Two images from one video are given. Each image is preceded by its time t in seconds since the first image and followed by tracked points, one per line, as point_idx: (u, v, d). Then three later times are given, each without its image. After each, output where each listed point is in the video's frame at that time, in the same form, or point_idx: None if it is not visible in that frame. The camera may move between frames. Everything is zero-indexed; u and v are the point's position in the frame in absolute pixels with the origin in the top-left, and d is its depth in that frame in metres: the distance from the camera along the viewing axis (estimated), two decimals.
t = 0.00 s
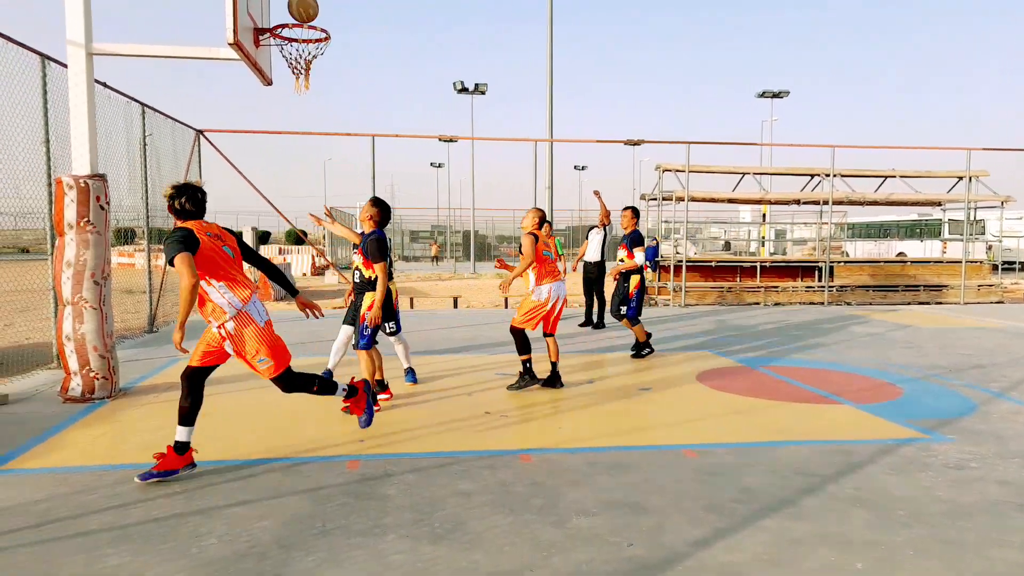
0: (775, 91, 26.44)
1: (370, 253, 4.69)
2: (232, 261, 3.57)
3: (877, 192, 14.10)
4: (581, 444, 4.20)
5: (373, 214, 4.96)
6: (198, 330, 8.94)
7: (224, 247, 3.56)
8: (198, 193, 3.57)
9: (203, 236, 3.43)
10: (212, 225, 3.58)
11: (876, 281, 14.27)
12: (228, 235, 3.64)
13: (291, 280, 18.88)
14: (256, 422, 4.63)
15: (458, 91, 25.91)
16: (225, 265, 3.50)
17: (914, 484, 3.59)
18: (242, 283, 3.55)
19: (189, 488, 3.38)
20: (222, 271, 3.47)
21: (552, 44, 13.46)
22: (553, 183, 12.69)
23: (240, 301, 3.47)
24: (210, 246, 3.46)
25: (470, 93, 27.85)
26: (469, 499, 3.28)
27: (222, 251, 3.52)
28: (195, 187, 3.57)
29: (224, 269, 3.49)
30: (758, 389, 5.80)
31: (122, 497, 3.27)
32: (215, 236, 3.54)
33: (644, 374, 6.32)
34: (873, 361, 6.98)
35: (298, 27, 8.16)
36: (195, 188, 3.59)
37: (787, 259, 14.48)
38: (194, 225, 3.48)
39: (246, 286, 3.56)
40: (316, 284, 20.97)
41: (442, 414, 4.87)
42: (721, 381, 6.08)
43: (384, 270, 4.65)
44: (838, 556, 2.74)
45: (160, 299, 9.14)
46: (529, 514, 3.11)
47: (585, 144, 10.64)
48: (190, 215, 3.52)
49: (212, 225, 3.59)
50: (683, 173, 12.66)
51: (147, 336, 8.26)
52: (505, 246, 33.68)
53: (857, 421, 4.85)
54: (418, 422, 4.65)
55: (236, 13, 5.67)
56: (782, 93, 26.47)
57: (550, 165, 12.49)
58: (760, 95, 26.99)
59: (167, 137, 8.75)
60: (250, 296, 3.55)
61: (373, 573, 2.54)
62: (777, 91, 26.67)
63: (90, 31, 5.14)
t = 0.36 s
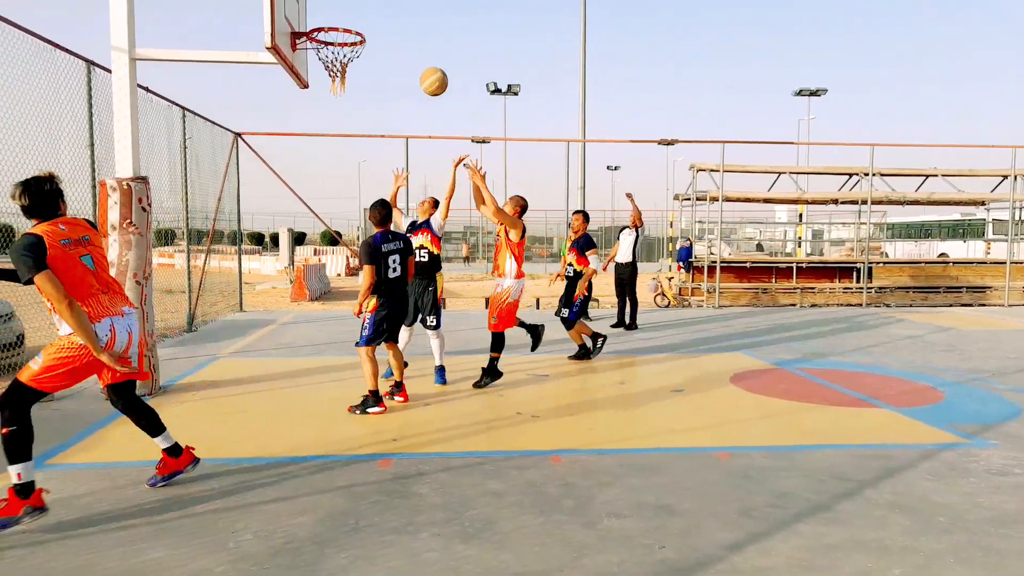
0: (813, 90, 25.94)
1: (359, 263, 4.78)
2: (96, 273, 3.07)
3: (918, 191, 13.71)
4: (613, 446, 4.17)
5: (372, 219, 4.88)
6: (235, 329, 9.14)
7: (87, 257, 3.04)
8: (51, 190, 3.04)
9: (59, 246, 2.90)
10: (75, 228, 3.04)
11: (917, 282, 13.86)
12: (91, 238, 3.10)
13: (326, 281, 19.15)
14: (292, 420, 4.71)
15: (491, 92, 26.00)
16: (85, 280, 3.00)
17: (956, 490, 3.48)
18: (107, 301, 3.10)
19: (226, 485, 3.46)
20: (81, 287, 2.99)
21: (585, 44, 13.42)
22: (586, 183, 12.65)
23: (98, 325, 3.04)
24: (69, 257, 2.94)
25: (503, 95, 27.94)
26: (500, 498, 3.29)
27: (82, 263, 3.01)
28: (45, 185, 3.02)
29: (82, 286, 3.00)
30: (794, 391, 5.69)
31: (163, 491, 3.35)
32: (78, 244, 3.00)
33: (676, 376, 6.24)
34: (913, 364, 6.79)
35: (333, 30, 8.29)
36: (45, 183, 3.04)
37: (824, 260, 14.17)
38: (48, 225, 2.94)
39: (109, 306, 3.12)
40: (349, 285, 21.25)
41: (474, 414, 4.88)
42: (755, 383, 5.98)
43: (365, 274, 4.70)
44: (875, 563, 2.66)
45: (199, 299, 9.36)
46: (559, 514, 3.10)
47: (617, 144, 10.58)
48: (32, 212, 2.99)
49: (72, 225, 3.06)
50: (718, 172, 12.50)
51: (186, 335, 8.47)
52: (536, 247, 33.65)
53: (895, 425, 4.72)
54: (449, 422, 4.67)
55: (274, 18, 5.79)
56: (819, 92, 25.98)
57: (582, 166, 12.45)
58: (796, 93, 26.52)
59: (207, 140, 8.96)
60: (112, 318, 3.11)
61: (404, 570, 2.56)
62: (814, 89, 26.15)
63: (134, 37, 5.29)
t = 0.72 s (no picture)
0: (834, 89, 25.66)
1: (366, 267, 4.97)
2: None
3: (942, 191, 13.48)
4: (631, 447, 4.15)
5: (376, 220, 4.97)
6: (255, 328, 9.23)
7: None
8: None
9: None
10: None
11: (940, 283, 13.62)
12: None
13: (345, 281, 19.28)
14: (311, 418, 4.75)
15: (508, 93, 26.00)
16: None
17: (980, 493, 3.42)
18: None
19: (245, 482, 3.50)
20: None
21: (603, 43, 13.37)
22: (603, 184, 12.60)
23: None
24: None
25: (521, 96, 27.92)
26: (516, 498, 3.29)
27: None
28: None
29: None
30: (813, 393, 5.62)
31: (184, 489, 3.40)
32: None
33: (694, 377, 6.20)
34: (935, 366, 6.68)
35: (352, 32, 8.34)
36: None
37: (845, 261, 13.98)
38: None
39: None
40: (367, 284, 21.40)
41: (491, 414, 4.88)
42: (774, 384, 5.92)
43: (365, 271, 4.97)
44: (896, 566, 2.63)
45: (220, 298, 9.47)
46: (576, 515, 3.10)
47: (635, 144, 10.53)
48: None
49: None
50: (737, 172, 12.39)
51: (207, 334, 8.57)
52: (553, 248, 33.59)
53: (917, 427, 4.65)
54: (466, 421, 4.68)
55: (294, 19, 5.84)
56: (840, 91, 25.70)
57: (600, 166, 12.41)
58: (817, 92, 26.25)
59: (228, 141, 9.07)
60: None
61: (419, 569, 2.57)
62: (836, 89, 25.83)
63: (156, 39, 5.36)
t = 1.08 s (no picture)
0: (849, 88, 25.43)
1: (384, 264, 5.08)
2: None
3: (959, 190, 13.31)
4: (643, 448, 4.14)
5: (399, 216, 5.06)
6: (269, 328, 9.30)
7: None
8: None
9: None
10: None
11: (957, 283, 13.44)
12: None
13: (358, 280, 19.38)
14: (324, 418, 4.78)
15: (522, 93, 26.00)
16: None
17: (997, 496, 3.37)
18: None
19: (259, 481, 3.52)
20: None
21: (616, 43, 13.34)
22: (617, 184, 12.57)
23: None
24: None
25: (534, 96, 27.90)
26: (528, 498, 3.29)
27: None
28: None
29: None
30: (827, 394, 5.57)
31: (199, 487, 3.44)
32: None
33: (708, 378, 6.18)
34: (953, 368, 6.60)
35: (366, 33, 8.38)
36: None
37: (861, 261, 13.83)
38: None
39: None
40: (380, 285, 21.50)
41: (503, 415, 4.88)
42: (788, 386, 5.87)
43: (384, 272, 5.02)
44: (912, 570, 2.60)
45: (234, 298, 9.55)
46: (588, 515, 3.09)
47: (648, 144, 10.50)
48: None
49: None
50: (752, 172, 12.31)
51: (221, 334, 8.65)
52: (566, 248, 33.55)
53: (933, 429, 4.59)
54: (478, 422, 4.68)
55: (308, 21, 5.88)
56: (856, 89, 25.47)
57: (613, 166, 12.37)
58: (831, 90, 26.04)
59: (242, 142, 9.15)
60: None
61: (431, 568, 2.58)
62: (851, 88, 25.59)
63: (172, 42, 5.42)
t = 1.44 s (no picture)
0: (860, 88, 25.27)
1: (389, 266, 5.16)
2: (60, 275, 2.70)
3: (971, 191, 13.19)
4: (650, 449, 4.13)
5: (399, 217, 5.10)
6: (279, 328, 9.34)
7: (63, 255, 2.71)
8: (96, 188, 2.80)
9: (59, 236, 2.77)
10: (81, 225, 2.74)
11: (969, 285, 13.33)
12: (84, 240, 2.68)
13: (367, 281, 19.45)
14: (332, 418, 4.80)
15: (531, 94, 25.99)
16: (51, 279, 2.73)
17: (1009, 499, 3.34)
18: (49, 308, 2.70)
19: (268, 481, 3.54)
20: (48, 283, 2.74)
21: (625, 43, 13.31)
22: (625, 184, 12.54)
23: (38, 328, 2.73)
24: (55, 249, 2.75)
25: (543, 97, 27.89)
26: (536, 499, 3.29)
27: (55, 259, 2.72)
28: (95, 178, 2.80)
29: (51, 283, 2.74)
30: (836, 396, 5.54)
31: (209, 486, 3.46)
32: (68, 240, 2.73)
33: (716, 379, 6.15)
34: (965, 369, 6.55)
35: (375, 34, 8.41)
36: (100, 178, 2.82)
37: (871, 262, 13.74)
38: (75, 216, 2.82)
39: (53, 313, 2.69)
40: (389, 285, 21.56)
41: (510, 415, 4.88)
42: (797, 387, 5.85)
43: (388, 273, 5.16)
44: (922, 573, 2.58)
45: (244, 298, 9.61)
46: (596, 516, 3.09)
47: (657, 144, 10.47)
48: (90, 201, 2.81)
49: (95, 223, 2.74)
50: (761, 172, 12.25)
51: (231, 334, 8.70)
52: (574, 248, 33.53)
53: (943, 431, 4.55)
54: (486, 422, 4.69)
55: (317, 22, 5.91)
56: (867, 89, 25.30)
57: (622, 166, 12.35)
58: (842, 90, 25.86)
59: (252, 143, 9.20)
60: (48, 328, 2.68)
61: (439, 568, 2.59)
62: (862, 88, 25.41)
63: (182, 43, 5.46)
